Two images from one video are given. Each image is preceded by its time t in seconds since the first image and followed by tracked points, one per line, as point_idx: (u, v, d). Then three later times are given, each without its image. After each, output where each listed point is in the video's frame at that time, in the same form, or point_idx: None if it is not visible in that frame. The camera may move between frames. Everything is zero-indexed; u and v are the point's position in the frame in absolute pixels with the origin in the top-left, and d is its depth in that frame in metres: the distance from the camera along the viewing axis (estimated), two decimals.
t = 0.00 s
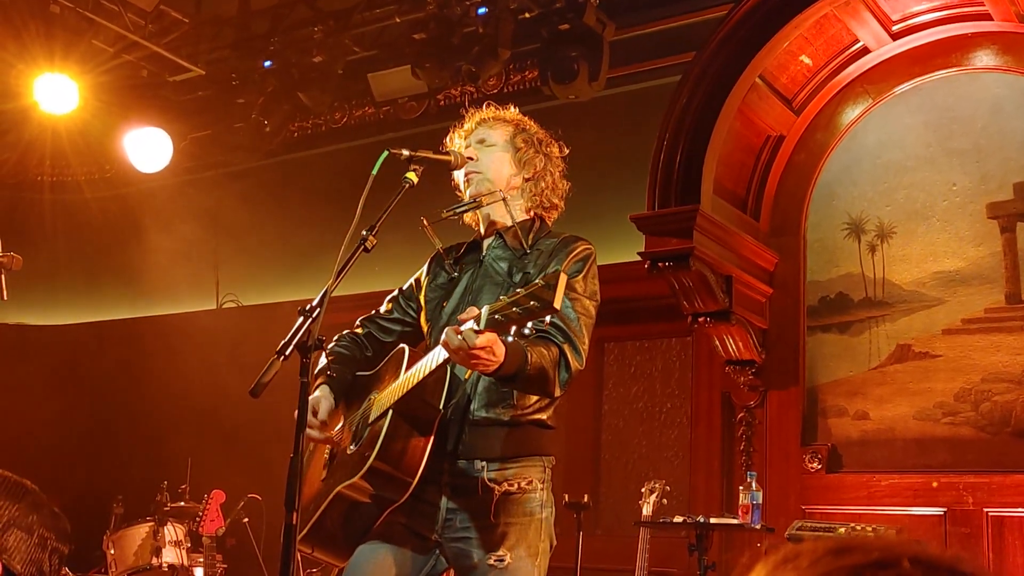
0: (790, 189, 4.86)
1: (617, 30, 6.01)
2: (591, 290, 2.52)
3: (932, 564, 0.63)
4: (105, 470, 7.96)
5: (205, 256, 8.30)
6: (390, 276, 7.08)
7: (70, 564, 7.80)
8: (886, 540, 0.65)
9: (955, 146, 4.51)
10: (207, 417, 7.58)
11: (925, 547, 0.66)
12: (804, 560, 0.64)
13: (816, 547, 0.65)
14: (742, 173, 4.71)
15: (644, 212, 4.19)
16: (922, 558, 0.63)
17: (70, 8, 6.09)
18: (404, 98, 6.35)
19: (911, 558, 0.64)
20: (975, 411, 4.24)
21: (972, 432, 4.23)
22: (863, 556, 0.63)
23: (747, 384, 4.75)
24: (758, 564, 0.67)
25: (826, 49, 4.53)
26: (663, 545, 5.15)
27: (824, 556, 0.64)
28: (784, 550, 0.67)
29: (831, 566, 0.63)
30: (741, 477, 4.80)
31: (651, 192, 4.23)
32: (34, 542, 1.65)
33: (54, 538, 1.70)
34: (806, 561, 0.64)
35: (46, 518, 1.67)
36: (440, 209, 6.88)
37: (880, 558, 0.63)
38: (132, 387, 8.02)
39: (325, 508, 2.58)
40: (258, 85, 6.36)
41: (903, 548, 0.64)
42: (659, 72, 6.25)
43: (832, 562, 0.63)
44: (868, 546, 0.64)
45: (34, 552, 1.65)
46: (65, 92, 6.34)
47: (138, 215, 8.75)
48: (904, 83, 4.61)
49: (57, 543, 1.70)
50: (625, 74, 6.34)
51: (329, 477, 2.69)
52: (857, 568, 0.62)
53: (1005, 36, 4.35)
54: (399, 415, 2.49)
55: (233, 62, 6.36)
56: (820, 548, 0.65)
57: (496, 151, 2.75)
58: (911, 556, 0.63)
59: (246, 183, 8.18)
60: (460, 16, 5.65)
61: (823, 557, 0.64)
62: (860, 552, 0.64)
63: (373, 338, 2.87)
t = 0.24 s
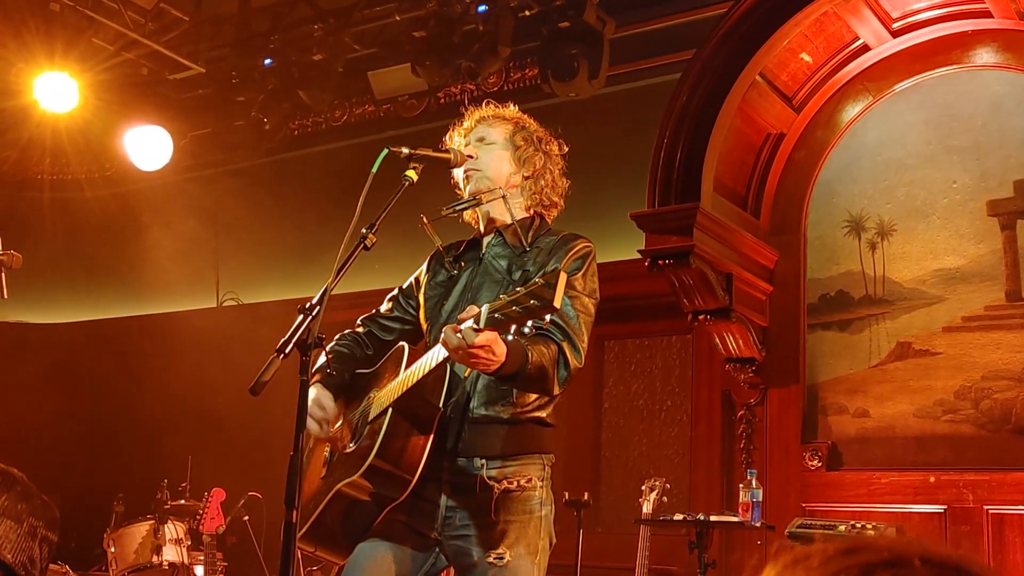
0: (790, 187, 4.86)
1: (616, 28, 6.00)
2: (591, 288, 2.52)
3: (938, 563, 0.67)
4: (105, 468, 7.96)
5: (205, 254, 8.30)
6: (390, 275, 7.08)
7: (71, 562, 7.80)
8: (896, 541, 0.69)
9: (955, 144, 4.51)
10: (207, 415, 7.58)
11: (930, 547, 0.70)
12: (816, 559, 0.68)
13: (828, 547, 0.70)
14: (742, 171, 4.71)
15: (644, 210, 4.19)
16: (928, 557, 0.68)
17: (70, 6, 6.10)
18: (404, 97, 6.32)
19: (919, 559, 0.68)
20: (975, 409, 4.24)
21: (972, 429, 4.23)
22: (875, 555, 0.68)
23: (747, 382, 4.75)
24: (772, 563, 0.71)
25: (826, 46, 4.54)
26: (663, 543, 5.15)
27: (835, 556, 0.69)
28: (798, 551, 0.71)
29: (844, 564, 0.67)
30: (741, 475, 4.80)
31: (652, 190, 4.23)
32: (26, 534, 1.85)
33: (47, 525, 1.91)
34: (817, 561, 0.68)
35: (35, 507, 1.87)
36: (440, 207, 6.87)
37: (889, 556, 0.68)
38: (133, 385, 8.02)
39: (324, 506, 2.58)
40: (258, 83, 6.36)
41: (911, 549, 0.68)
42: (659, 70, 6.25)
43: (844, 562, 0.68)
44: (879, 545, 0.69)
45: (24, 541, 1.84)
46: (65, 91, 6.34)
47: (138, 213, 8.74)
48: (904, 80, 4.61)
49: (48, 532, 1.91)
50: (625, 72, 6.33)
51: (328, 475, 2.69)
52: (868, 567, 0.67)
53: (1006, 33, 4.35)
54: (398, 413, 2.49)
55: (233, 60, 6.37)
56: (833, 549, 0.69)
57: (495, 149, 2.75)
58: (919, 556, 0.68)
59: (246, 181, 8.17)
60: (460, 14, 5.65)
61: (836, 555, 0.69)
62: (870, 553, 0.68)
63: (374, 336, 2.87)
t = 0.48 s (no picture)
0: (790, 186, 4.86)
1: (616, 27, 6.00)
2: (590, 288, 2.52)
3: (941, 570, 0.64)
4: (104, 467, 7.96)
5: (205, 253, 8.30)
6: (389, 274, 7.08)
7: (70, 562, 7.81)
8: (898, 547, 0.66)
9: (954, 142, 4.51)
10: (206, 414, 7.58)
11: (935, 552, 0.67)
12: (812, 567, 0.65)
13: (827, 553, 0.67)
14: (741, 170, 4.71)
15: (643, 209, 4.18)
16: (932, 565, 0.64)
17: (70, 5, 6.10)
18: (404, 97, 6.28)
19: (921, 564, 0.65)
20: (975, 407, 4.24)
21: (971, 428, 4.23)
22: (875, 563, 0.65)
23: (746, 381, 4.75)
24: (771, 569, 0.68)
25: (826, 45, 4.55)
26: (663, 542, 5.15)
27: (833, 563, 0.66)
28: (796, 556, 0.69)
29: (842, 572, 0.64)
30: (741, 474, 4.80)
31: (651, 189, 4.22)
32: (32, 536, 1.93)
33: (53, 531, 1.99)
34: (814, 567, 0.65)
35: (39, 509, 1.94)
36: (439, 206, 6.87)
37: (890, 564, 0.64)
38: (132, 385, 8.02)
39: (324, 505, 2.58)
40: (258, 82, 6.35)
41: (912, 554, 0.65)
42: (659, 69, 6.25)
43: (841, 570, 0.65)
44: (882, 553, 0.66)
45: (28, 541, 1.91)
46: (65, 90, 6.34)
47: (138, 212, 8.74)
48: (904, 79, 4.61)
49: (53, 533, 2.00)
50: (624, 72, 6.33)
51: (328, 474, 2.69)
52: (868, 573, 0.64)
53: (1005, 32, 4.35)
54: (397, 412, 2.49)
55: (233, 59, 6.36)
56: (831, 554, 0.67)
57: (494, 148, 2.75)
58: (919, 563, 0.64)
59: (245, 181, 8.17)
60: (460, 13, 5.65)
61: (834, 563, 0.66)
62: (870, 560, 0.65)
63: (375, 337, 2.87)
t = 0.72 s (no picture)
0: (790, 184, 4.86)
1: (616, 26, 6.00)
2: (591, 286, 2.51)
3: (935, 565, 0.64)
4: (104, 467, 7.96)
5: (204, 252, 8.30)
6: (389, 272, 7.08)
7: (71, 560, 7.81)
8: (892, 540, 0.66)
9: (954, 140, 4.51)
10: (206, 413, 7.58)
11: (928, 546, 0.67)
12: (807, 560, 0.65)
13: (821, 546, 0.67)
14: (741, 168, 4.70)
15: (643, 207, 4.18)
16: (923, 559, 0.64)
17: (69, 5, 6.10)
18: (403, 95, 6.34)
19: (913, 560, 0.65)
20: (975, 405, 4.24)
21: (972, 426, 4.23)
22: (867, 557, 0.64)
23: (746, 380, 4.75)
24: (765, 563, 0.68)
25: (825, 43, 4.52)
26: (663, 540, 5.15)
27: (826, 556, 0.66)
28: (790, 549, 0.69)
29: (836, 565, 0.64)
30: (741, 472, 4.80)
31: (651, 187, 4.22)
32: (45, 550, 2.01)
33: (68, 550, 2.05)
34: (807, 562, 0.65)
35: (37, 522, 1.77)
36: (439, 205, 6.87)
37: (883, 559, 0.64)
38: (132, 384, 8.02)
39: (324, 504, 2.58)
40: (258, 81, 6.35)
41: (906, 549, 0.65)
42: (659, 67, 6.24)
43: (834, 563, 0.65)
44: (875, 546, 0.66)
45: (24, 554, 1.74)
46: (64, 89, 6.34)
47: (138, 212, 8.74)
48: (904, 77, 4.60)
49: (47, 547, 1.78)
50: (624, 70, 6.33)
51: (328, 473, 2.69)
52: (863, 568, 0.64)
53: (1005, 30, 4.34)
54: (398, 411, 2.49)
55: (233, 59, 6.36)
56: (825, 547, 0.66)
57: (495, 147, 2.75)
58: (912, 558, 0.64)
59: (245, 180, 8.17)
60: (459, 12, 5.65)
61: (827, 557, 0.65)
62: (863, 554, 0.65)
63: (374, 335, 2.87)
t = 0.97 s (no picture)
0: (790, 182, 4.85)
1: (616, 23, 5.99)
2: (591, 283, 2.51)
3: (925, 555, 0.61)
4: (104, 465, 7.97)
5: (204, 251, 8.30)
6: (389, 270, 7.07)
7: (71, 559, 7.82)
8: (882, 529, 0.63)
9: (954, 138, 4.51)
10: (207, 412, 7.58)
11: (919, 536, 0.64)
12: (796, 553, 0.62)
13: (810, 538, 0.64)
14: (741, 166, 4.70)
15: (643, 205, 4.18)
16: (913, 546, 0.61)
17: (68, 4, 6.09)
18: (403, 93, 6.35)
19: (903, 549, 0.61)
20: (975, 403, 4.24)
21: (971, 424, 4.24)
22: (858, 546, 0.62)
23: (746, 378, 4.75)
24: (756, 556, 0.65)
25: (825, 42, 4.51)
26: (663, 538, 5.15)
27: (817, 547, 0.63)
28: (779, 543, 0.66)
29: (826, 556, 0.62)
30: (741, 470, 4.81)
31: (651, 186, 4.22)
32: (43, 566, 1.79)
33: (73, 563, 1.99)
34: (798, 553, 0.62)
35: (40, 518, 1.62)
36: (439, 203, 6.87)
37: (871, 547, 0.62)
38: (132, 383, 8.02)
39: (325, 503, 2.58)
40: (257, 79, 6.34)
41: (897, 538, 0.62)
42: (660, 65, 6.24)
43: (826, 555, 0.62)
44: (865, 536, 0.63)
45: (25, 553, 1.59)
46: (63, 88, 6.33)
47: (137, 210, 8.73)
48: (903, 75, 4.60)
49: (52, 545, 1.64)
50: (624, 68, 6.32)
51: (329, 471, 2.69)
52: (849, 558, 0.61)
53: (1005, 28, 4.34)
54: (398, 410, 2.49)
55: (232, 57, 6.36)
56: (815, 540, 0.64)
57: (495, 144, 2.75)
58: (902, 545, 0.61)
59: (245, 178, 8.17)
60: (459, 10, 5.65)
61: (818, 548, 0.63)
62: (854, 544, 0.62)
63: (374, 332, 2.87)
